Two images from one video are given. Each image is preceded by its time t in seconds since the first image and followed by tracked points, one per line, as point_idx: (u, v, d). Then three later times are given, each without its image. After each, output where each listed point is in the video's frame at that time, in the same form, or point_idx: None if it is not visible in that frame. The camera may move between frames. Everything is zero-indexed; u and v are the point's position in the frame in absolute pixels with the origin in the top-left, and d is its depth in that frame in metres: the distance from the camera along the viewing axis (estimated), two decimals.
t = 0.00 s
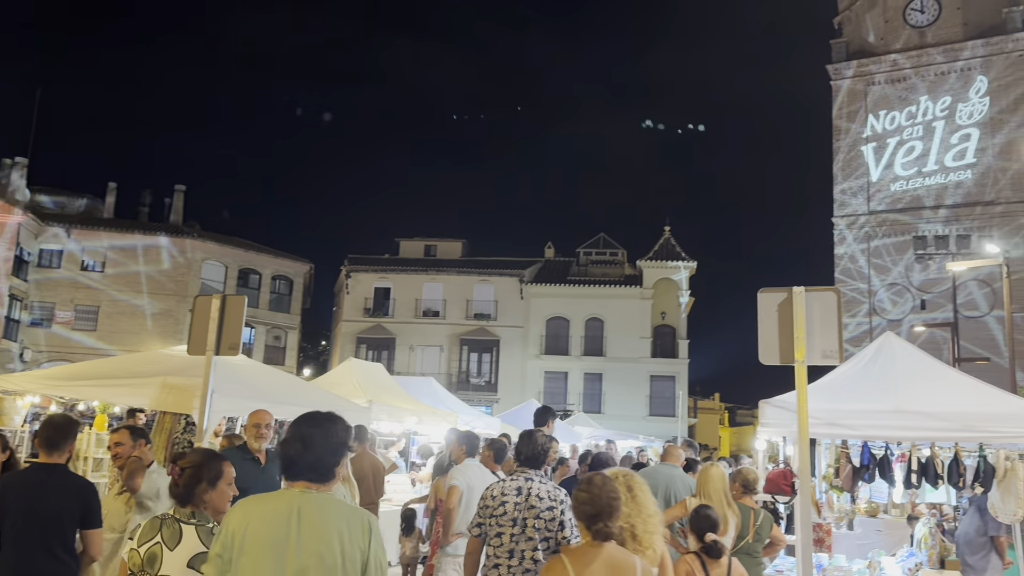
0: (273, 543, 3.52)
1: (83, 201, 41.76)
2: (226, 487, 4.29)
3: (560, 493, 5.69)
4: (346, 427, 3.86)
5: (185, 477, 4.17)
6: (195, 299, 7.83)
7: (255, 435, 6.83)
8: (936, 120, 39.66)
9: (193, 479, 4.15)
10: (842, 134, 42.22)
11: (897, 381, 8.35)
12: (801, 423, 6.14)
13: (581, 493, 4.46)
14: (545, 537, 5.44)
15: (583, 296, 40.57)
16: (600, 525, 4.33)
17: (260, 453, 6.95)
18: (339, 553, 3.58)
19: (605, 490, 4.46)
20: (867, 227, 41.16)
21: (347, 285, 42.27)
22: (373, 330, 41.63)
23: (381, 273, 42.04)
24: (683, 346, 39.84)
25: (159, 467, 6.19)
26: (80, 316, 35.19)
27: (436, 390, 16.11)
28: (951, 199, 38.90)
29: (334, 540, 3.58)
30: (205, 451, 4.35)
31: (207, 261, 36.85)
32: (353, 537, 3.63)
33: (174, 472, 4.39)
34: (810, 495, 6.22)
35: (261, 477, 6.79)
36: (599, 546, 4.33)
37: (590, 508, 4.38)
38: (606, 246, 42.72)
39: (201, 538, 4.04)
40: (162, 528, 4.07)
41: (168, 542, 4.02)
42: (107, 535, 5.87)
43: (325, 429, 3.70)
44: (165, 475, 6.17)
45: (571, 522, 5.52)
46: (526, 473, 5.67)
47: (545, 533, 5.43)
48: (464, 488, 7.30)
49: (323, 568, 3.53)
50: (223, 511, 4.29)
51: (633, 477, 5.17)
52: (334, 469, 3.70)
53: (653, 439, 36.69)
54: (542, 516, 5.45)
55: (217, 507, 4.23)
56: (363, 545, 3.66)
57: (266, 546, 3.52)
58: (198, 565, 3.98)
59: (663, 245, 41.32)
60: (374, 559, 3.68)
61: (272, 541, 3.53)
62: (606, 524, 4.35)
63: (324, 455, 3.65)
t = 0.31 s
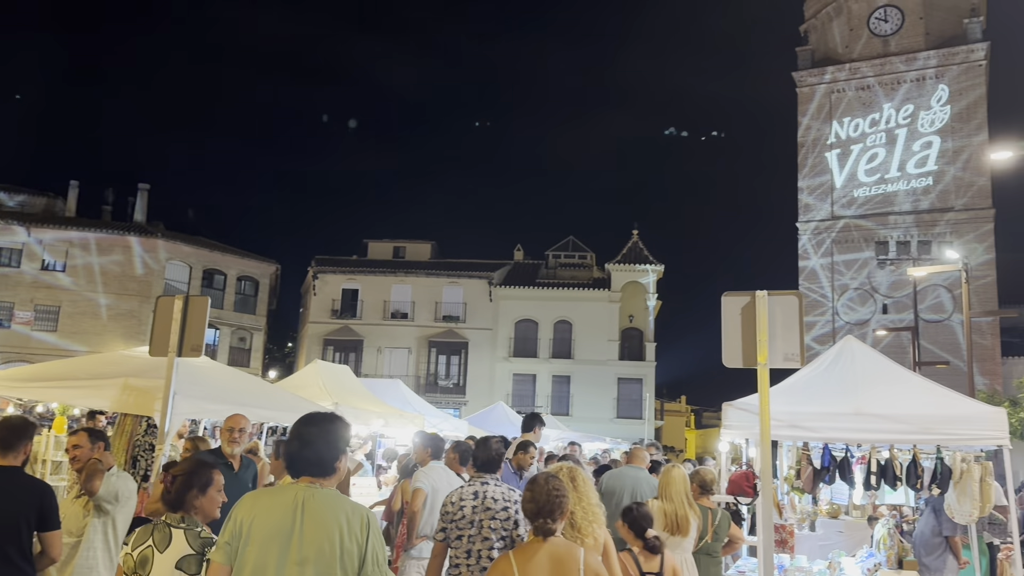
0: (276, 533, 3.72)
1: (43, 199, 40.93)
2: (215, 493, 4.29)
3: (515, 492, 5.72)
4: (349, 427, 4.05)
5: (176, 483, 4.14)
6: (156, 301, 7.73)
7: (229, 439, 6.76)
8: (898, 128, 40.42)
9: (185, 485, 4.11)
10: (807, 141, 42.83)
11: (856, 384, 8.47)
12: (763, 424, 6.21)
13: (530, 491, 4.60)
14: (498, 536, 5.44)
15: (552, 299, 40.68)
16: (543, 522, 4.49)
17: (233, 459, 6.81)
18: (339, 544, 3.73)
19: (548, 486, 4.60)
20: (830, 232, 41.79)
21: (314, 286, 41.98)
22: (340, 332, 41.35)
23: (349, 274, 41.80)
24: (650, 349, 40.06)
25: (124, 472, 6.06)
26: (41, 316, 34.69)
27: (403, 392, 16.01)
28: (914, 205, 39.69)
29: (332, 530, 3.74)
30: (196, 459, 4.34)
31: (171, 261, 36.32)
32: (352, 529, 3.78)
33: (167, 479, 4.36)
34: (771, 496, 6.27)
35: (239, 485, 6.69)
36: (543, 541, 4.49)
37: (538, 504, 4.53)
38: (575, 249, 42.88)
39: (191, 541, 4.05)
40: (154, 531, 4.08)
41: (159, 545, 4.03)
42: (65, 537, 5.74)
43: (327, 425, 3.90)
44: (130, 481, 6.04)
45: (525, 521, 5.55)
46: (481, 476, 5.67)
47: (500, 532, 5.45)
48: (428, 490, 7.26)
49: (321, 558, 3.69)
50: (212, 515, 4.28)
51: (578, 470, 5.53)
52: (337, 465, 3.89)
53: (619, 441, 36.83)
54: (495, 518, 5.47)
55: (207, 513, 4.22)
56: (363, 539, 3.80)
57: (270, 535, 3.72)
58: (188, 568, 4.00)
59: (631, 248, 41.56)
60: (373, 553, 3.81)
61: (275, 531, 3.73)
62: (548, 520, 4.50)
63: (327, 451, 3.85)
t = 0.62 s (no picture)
0: (255, 536, 4.01)
1: (6, 196, 40.17)
2: (207, 485, 4.53)
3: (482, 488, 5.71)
4: (318, 428, 4.30)
5: (167, 476, 4.40)
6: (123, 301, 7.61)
7: (193, 440, 6.69)
8: (866, 132, 41.00)
9: (177, 478, 4.37)
10: (777, 144, 43.24)
11: (822, 385, 8.59)
12: (731, 426, 6.24)
13: (513, 492, 4.66)
14: (466, 530, 5.46)
15: (524, 299, 40.73)
16: (523, 523, 4.56)
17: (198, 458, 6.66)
18: (313, 542, 4.01)
19: (528, 488, 4.65)
20: (799, 235, 42.24)
21: (284, 285, 41.65)
22: (311, 332, 41.05)
23: (320, 274, 41.53)
24: (621, 350, 40.24)
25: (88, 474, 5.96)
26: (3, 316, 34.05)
27: (374, 393, 15.92)
28: (881, 208, 40.33)
29: (306, 529, 4.02)
30: (187, 452, 4.59)
31: (138, 260, 35.82)
32: (326, 526, 4.06)
33: (159, 471, 4.57)
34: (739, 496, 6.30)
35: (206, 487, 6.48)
36: (523, 542, 4.57)
37: (518, 506, 4.60)
38: (548, 250, 42.98)
39: (185, 531, 4.33)
40: (149, 522, 4.34)
41: (154, 535, 4.30)
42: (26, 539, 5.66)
43: (295, 430, 4.17)
44: (95, 483, 5.94)
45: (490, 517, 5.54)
46: (449, 472, 5.67)
47: (464, 525, 5.45)
48: (397, 491, 7.21)
49: (297, 556, 3.98)
50: (204, 506, 4.52)
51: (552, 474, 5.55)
52: (308, 468, 4.16)
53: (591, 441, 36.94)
54: (462, 511, 5.47)
55: (199, 504, 4.46)
56: (337, 532, 4.09)
57: (250, 539, 4.01)
58: (182, 556, 4.28)
59: (603, 250, 41.71)
60: (347, 546, 4.09)
61: (254, 534, 4.02)
62: (528, 522, 4.57)
63: (297, 455, 4.12)
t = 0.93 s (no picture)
0: (236, 525, 4.06)
1: None
2: (196, 483, 4.53)
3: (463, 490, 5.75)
4: (294, 420, 4.34)
5: (159, 473, 4.41)
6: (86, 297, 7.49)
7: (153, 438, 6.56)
8: (833, 134, 41.62)
9: (166, 475, 4.39)
10: (746, 145, 43.67)
11: (787, 382, 8.70)
12: (698, 425, 6.27)
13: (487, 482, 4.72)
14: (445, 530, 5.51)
15: (495, 298, 40.73)
16: (498, 512, 4.59)
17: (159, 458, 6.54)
18: (290, 526, 4.02)
19: (503, 478, 4.69)
20: (765, 235, 42.64)
21: (253, 283, 41.24)
22: (280, 331, 40.72)
23: (289, 272, 41.19)
24: (592, 349, 40.37)
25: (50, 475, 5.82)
26: None
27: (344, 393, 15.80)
28: (847, 210, 40.90)
29: (281, 513, 4.03)
30: (178, 451, 4.60)
31: (103, 257, 35.26)
32: (301, 510, 4.05)
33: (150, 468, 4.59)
34: (704, 494, 6.35)
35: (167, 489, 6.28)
36: (497, 529, 4.59)
37: (492, 493, 4.65)
38: (519, 249, 43.01)
39: (173, 525, 4.36)
40: (139, 516, 4.38)
41: (142, 529, 4.33)
42: None
43: (268, 424, 4.22)
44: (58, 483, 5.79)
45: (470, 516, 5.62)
46: (431, 473, 5.71)
47: (444, 525, 5.51)
48: (365, 490, 7.18)
49: (275, 540, 3.99)
50: (194, 503, 4.54)
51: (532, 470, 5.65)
52: (283, 458, 4.20)
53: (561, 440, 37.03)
54: (442, 511, 5.52)
55: (188, 500, 4.48)
56: (314, 516, 4.07)
57: (230, 531, 4.07)
58: (170, 548, 4.32)
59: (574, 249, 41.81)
60: (324, 530, 4.06)
61: (235, 524, 4.08)
62: (502, 510, 4.60)
63: (269, 447, 4.17)
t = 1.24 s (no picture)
0: (235, 522, 4.07)
1: None
2: (196, 484, 4.48)
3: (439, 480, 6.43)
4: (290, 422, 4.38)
5: (162, 475, 4.30)
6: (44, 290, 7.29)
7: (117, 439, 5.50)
8: (798, 134, 42.20)
9: (171, 477, 4.29)
10: (712, 143, 44.10)
11: (750, 378, 8.79)
12: (662, 420, 6.31)
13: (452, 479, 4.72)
14: (428, 515, 6.22)
15: (462, 295, 40.67)
16: (458, 508, 4.62)
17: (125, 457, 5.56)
18: (290, 527, 4.06)
19: (465, 475, 4.72)
20: (729, 233, 43.07)
21: (217, 279, 40.72)
22: (244, 327, 40.27)
23: (254, 268, 40.74)
24: (560, 345, 40.48)
25: None
26: None
27: (310, 390, 15.66)
28: (812, 208, 41.45)
29: (281, 513, 4.07)
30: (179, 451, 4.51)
31: (62, 252, 34.54)
32: (301, 511, 4.10)
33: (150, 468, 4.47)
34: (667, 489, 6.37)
35: (130, 493, 5.50)
36: (458, 524, 4.61)
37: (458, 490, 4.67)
38: (488, 246, 42.97)
39: (178, 528, 4.31)
40: (144, 518, 4.30)
41: (148, 530, 4.26)
42: None
43: (270, 425, 4.28)
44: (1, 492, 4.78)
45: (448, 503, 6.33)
46: (412, 465, 6.31)
47: (426, 512, 6.21)
48: (328, 488, 7.09)
49: (275, 540, 4.03)
50: (193, 504, 4.50)
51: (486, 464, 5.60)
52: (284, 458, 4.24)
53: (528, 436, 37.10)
54: (426, 499, 6.23)
55: (189, 502, 4.44)
56: (312, 516, 4.14)
57: (230, 527, 4.07)
58: (174, 551, 4.27)
59: (542, 246, 41.85)
60: (322, 532, 4.13)
61: (233, 520, 4.09)
62: (463, 506, 4.63)
63: (273, 446, 4.20)
